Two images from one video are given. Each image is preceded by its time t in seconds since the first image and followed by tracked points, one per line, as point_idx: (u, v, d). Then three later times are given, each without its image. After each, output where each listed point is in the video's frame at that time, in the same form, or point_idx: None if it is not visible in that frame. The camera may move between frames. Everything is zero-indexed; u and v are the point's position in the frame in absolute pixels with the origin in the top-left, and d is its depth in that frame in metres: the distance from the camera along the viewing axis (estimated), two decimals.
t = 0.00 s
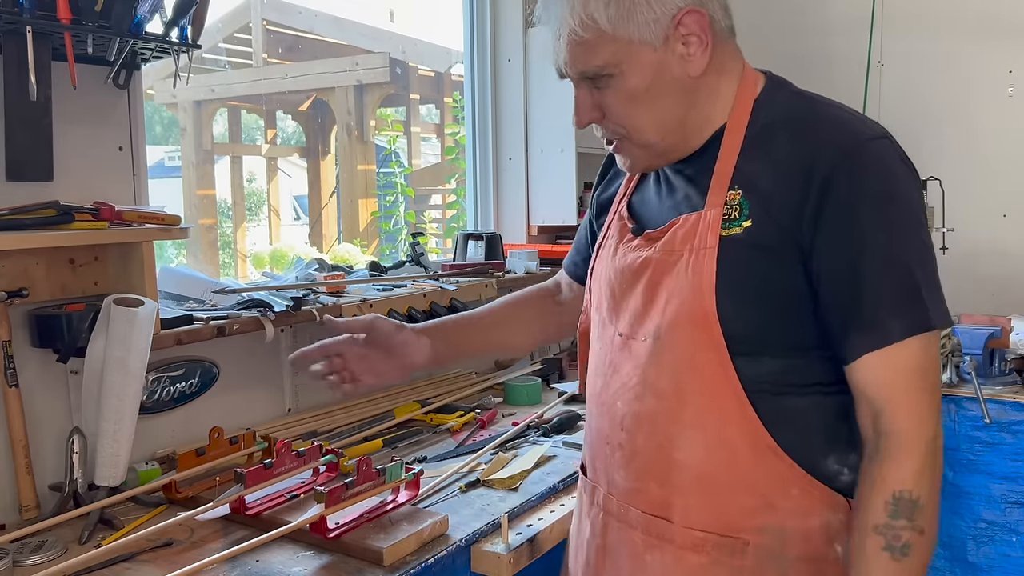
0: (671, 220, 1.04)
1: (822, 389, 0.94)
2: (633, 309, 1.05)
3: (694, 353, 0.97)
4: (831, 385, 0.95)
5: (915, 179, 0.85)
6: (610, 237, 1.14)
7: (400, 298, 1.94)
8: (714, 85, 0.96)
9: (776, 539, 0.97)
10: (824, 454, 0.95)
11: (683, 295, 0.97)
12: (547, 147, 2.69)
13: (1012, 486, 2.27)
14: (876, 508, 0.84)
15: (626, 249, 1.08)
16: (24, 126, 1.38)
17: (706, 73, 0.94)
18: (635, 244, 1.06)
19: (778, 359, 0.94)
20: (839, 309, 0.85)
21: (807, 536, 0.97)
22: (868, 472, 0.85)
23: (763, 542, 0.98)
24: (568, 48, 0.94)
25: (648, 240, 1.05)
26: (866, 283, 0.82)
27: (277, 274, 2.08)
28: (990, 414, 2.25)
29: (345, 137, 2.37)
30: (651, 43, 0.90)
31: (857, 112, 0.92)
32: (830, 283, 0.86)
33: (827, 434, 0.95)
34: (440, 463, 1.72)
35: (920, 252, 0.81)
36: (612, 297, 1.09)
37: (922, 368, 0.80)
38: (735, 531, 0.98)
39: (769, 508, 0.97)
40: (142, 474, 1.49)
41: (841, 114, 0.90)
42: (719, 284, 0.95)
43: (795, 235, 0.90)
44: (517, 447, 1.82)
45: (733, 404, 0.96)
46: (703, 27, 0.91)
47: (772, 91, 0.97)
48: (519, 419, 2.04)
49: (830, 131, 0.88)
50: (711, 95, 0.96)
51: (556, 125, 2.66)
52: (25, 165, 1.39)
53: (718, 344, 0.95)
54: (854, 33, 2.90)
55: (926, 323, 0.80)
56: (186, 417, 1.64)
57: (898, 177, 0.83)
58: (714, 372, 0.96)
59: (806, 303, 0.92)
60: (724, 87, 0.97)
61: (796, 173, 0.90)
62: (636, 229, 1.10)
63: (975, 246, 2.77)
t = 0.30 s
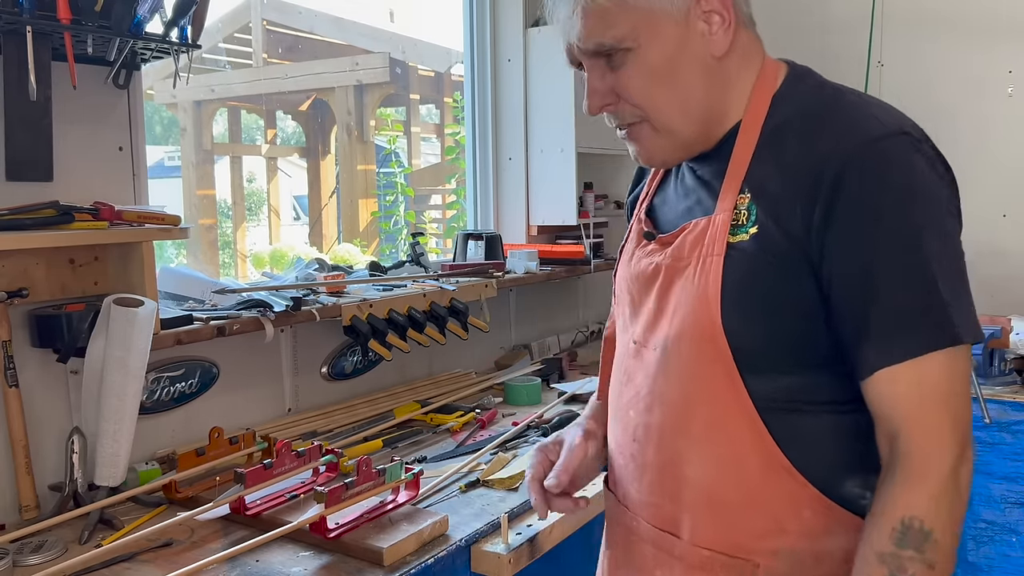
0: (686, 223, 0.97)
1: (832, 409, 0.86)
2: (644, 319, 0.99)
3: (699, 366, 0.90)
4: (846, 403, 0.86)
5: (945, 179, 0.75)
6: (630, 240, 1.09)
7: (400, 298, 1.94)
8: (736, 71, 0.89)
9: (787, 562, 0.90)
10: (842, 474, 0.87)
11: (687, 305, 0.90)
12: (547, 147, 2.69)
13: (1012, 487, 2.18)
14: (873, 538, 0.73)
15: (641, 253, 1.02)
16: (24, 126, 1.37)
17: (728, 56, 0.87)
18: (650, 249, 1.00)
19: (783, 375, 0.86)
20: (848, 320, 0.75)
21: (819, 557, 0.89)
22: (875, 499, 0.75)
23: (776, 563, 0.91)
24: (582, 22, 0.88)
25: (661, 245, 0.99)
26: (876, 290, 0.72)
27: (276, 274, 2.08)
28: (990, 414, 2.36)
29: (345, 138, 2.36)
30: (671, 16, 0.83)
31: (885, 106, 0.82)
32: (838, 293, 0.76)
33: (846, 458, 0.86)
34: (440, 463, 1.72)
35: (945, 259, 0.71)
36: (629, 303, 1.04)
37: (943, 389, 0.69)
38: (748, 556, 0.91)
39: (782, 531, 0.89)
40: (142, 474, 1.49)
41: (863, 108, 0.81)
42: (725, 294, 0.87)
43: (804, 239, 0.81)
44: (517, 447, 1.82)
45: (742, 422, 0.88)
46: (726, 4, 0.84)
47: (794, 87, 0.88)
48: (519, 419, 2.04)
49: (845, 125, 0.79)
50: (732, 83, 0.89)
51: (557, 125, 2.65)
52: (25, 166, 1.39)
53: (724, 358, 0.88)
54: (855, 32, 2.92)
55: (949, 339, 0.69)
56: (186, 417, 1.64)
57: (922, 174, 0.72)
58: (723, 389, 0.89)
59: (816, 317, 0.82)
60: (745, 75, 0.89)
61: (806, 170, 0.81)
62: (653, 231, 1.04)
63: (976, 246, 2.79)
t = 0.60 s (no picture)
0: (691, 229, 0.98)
1: (809, 429, 0.85)
2: (652, 326, 1.01)
3: (688, 375, 0.91)
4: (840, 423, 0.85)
5: (923, 204, 0.70)
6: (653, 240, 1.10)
7: (400, 298, 1.94)
8: (732, 76, 0.88)
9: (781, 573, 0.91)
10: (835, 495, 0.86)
11: (674, 319, 0.92)
12: (547, 147, 2.69)
13: (1012, 485, 2.25)
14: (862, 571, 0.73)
15: (653, 257, 1.04)
16: (24, 126, 1.37)
17: (722, 60, 0.86)
18: (659, 255, 1.02)
19: (761, 392, 0.86)
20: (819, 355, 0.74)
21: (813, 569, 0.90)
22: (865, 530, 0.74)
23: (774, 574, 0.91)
24: (573, 30, 0.89)
25: (667, 251, 1.00)
26: (839, 331, 0.70)
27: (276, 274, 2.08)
28: (991, 414, 2.29)
29: (345, 138, 2.36)
30: (659, 24, 0.83)
31: (872, 116, 0.78)
32: (809, 323, 0.75)
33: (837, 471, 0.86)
34: (440, 463, 1.72)
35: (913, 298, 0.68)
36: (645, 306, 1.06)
37: (921, 429, 0.68)
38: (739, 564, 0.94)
39: (771, 544, 0.91)
40: (142, 474, 1.49)
41: (843, 126, 0.77)
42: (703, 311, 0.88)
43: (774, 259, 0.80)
44: (517, 447, 1.82)
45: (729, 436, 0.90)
46: (719, 8, 0.83)
47: (790, 97, 0.86)
48: (519, 419, 2.04)
49: (818, 150, 0.76)
50: (727, 88, 0.88)
51: (557, 125, 2.65)
52: (25, 166, 1.39)
53: (703, 374, 0.89)
54: (855, 34, 2.98)
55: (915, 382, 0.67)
56: (186, 417, 1.64)
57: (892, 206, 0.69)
58: (712, 404, 0.90)
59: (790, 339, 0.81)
60: (743, 80, 0.88)
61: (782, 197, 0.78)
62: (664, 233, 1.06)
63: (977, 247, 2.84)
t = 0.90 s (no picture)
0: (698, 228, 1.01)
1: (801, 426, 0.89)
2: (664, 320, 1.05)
3: (685, 372, 0.96)
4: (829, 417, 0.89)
5: (897, 206, 0.72)
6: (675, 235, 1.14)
7: (400, 298, 1.94)
8: (724, 83, 0.89)
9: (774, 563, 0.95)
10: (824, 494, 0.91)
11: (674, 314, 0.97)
12: (547, 147, 2.68)
13: (1012, 486, 2.27)
14: (804, 560, 0.77)
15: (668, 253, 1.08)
16: (24, 126, 1.37)
17: (709, 71, 0.88)
18: (673, 250, 1.06)
19: (755, 389, 0.90)
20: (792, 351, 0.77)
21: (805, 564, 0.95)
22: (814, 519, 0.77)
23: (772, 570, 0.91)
24: (569, 48, 0.93)
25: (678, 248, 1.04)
26: (806, 328, 0.73)
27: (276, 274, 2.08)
28: (991, 414, 2.25)
29: (345, 138, 2.36)
30: (641, 43, 0.86)
31: (859, 117, 0.79)
32: (783, 316, 0.78)
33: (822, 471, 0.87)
34: (440, 463, 1.72)
35: (878, 298, 0.70)
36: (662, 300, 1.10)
37: (880, 432, 0.70)
38: (729, 554, 1.00)
39: (762, 537, 0.96)
40: (142, 474, 1.49)
41: (826, 127, 0.79)
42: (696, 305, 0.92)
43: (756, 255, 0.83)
44: (517, 447, 1.82)
45: (723, 434, 0.95)
46: (702, 21, 0.85)
47: (792, 97, 0.86)
48: (519, 419, 2.04)
49: (804, 150, 0.78)
50: (721, 95, 0.89)
51: (557, 125, 2.65)
52: (25, 166, 1.39)
53: (697, 368, 0.94)
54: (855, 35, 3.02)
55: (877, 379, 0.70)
56: (186, 417, 1.64)
57: (861, 207, 0.71)
58: (706, 401, 0.94)
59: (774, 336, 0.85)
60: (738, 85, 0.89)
61: (763, 197, 0.81)
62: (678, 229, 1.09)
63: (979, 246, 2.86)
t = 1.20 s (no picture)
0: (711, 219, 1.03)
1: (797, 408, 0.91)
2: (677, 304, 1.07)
3: (688, 347, 0.97)
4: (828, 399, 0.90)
5: (892, 193, 0.74)
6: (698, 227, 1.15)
7: (400, 298, 1.94)
8: (732, 92, 0.92)
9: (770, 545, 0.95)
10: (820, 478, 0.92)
11: (684, 297, 0.99)
12: (547, 147, 2.69)
13: (1012, 486, 2.27)
14: (780, 528, 0.79)
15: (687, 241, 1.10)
16: (24, 127, 1.37)
17: (713, 82, 0.91)
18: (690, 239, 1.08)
19: (750, 366, 0.91)
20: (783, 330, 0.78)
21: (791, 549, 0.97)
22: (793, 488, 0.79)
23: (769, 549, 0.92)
24: (601, 65, 1.02)
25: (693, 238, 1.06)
26: (797, 306, 0.74)
27: (276, 274, 2.08)
28: (991, 414, 2.25)
29: (345, 137, 2.36)
30: (648, 62, 0.92)
31: (863, 111, 0.81)
32: (777, 294, 0.79)
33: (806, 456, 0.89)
34: (439, 463, 1.72)
35: (868, 279, 0.71)
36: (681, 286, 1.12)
37: (864, 406, 0.71)
38: (717, 528, 1.01)
39: (751, 517, 0.97)
40: (142, 474, 1.49)
41: (828, 118, 0.80)
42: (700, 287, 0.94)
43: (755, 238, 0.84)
44: (517, 447, 1.82)
45: (719, 408, 0.95)
46: (700, 40, 0.89)
47: (805, 97, 0.88)
48: (519, 419, 2.04)
49: (810, 135, 0.80)
50: (732, 104, 0.92)
51: (557, 125, 2.65)
52: (25, 165, 1.39)
53: (697, 346, 0.96)
54: (857, 35, 3.08)
55: (862, 357, 0.71)
56: (186, 417, 1.64)
57: (857, 191, 0.73)
58: (706, 376, 0.96)
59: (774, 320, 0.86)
60: (748, 93, 0.92)
61: (765, 181, 0.83)
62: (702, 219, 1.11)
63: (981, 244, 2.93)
